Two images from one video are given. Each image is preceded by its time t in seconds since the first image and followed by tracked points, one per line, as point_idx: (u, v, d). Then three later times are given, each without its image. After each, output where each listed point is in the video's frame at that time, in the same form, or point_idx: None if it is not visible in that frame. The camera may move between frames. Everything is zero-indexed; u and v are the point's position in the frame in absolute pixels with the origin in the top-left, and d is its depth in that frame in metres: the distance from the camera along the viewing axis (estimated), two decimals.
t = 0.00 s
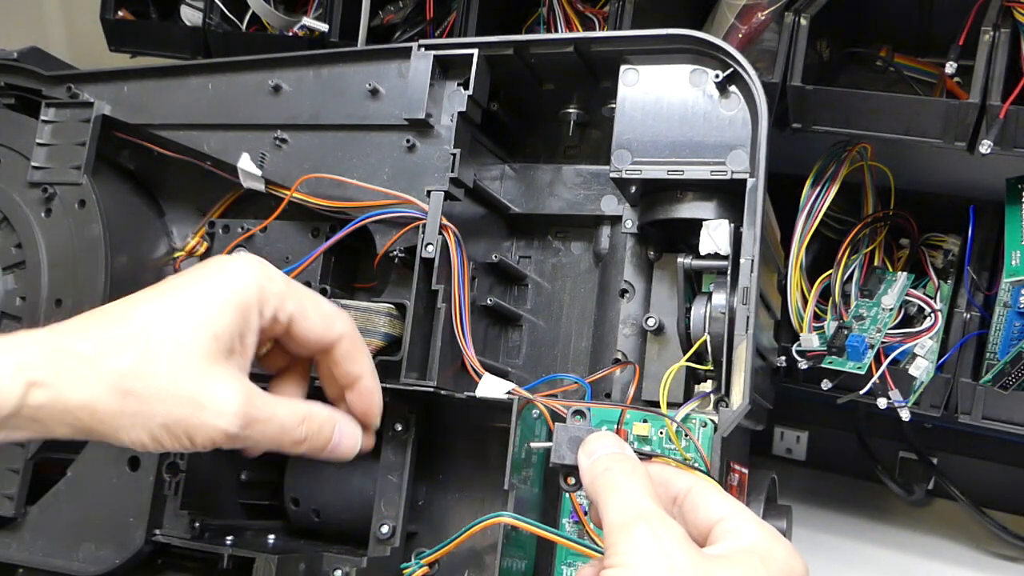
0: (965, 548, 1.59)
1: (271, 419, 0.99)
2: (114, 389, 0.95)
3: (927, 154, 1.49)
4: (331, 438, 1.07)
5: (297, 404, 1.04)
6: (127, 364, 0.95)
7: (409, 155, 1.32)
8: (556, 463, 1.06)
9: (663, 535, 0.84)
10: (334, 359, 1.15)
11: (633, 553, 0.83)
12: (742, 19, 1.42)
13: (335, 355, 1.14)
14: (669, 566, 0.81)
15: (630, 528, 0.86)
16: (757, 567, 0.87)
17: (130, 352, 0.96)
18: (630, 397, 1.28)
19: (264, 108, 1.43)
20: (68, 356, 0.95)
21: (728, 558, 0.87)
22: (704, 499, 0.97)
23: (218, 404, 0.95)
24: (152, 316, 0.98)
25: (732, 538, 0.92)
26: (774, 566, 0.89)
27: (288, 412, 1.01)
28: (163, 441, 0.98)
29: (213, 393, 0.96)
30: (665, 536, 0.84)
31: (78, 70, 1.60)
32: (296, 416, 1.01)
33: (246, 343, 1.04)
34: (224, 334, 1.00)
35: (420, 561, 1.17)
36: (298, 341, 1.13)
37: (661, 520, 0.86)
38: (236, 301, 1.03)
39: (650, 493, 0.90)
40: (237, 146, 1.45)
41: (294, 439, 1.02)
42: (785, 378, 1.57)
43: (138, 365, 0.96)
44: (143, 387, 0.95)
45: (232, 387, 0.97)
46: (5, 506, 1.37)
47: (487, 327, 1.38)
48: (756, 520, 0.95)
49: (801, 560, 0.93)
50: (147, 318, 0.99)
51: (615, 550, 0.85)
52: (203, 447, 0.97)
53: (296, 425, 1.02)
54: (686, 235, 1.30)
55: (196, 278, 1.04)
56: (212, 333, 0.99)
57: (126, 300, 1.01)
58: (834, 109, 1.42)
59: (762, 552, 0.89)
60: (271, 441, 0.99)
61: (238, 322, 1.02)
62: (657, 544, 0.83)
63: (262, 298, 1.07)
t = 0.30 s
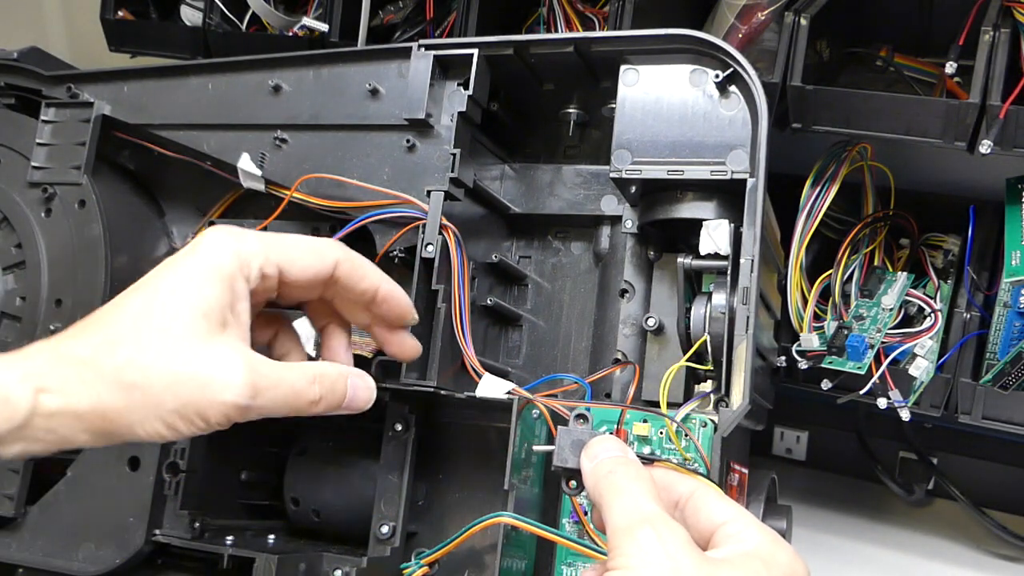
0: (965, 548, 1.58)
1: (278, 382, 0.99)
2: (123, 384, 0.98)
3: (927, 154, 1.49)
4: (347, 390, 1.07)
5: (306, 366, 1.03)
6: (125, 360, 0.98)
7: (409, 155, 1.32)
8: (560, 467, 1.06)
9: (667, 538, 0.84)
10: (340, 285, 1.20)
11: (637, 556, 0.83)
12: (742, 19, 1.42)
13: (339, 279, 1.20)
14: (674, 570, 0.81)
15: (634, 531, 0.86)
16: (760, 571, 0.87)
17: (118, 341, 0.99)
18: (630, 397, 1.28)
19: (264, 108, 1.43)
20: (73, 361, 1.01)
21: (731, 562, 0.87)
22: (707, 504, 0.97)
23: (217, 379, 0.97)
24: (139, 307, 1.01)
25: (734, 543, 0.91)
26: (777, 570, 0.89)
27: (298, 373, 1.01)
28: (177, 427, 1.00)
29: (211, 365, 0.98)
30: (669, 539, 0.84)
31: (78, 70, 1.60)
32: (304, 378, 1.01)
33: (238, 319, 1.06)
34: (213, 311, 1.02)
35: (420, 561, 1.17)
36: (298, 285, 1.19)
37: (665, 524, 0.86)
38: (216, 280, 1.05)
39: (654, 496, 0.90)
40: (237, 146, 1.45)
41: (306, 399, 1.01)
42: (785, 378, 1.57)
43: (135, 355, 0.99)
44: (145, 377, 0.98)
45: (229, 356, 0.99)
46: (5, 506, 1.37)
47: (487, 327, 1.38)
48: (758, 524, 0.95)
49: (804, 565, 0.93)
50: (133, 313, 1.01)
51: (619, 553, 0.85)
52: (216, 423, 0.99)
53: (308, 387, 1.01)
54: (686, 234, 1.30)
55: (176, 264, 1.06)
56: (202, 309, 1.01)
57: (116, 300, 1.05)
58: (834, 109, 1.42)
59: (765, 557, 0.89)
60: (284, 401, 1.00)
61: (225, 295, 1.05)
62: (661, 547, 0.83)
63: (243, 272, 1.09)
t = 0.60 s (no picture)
0: (964, 548, 1.58)
1: (301, 325, 0.96)
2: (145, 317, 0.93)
3: (927, 154, 1.49)
4: (366, 325, 1.04)
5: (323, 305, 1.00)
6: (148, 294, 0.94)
7: (409, 155, 1.32)
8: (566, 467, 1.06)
9: (674, 538, 0.84)
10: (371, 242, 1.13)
11: (643, 556, 0.83)
12: (742, 19, 1.42)
13: (371, 236, 1.12)
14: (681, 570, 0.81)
15: (640, 530, 0.85)
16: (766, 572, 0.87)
17: (139, 275, 0.94)
18: (630, 397, 1.28)
19: (264, 108, 1.43)
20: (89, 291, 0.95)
21: (737, 563, 0.87)
22: (712, 505, 0.97)
23: (241, 321, 0.94)
24: (163, 241, 0.96)
25: (739, 543, 0.92)
26: (783, 572, 0.88)
27: (319, 315, 0.98)
28: (196, 371, 0.96)
29: (235, 310, 0.94)
30: (675, 539, 0.84)
31: (78, 70, 1.60)
32: (327, 321, 0.99)
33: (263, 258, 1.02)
34: (239, 251, 0.98)
35: (420, 562, 1.17)
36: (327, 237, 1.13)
37: (672, 524, 0.86)
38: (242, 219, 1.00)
39: (660, 496, 0.89)
40: (237, 146, 1.45)
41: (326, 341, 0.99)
42: (785, 378, 1.57)
43: (158, 289, 0.94)
44: (169, 312, 0.93)
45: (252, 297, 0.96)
46: (5, 506, 1.37)
47: (487, 327, 1.38)
48: (764, 526, 0.95)
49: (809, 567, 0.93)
50: (155, 247, 0.96)
51: (625, 553, 0.85)
52: (236, 369, 0.96)
53: (329, 328, 0.99)
54: (686, 235, 1.30)
55: (203, 199, 1.02)
56: (230, 247, 0.97)
57: (135, 233, 0.99)
58: (834, 108, 1.42)
59: (770, 558, 0.89)
60: (305, 340, 0.96)
61: (253, 236, 1.00)
62: (668, 546, 0.83)
63: (273, 214, 1.05)
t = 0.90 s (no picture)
0: (963, 548, 1.59)
1: None
2: None
3: (927, 155, 1.49)
4: None
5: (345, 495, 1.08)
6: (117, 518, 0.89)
7: (409, 155, 1.32)
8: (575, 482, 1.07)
9: (685, 552, 0.83)
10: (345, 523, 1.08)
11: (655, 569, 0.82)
12: (743, 19, 1.42)
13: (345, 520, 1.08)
14: None
15: (651, 545, 0.85)
16: None
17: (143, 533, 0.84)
18: (630, 397, 1.28)
19: (264, 108, 1.43)
20: (68, 535, 0.80)
21: None
22: (721, 522, 0.97)
23: None
24: (166, 496, 0.88)
25: (749, 561, 0.91)
26: None
27: (338, 526, 1.03)
28: None
29: None
30: (687, 553, 0.83)
31: (78, 70, 1.60)
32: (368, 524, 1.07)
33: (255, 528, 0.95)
34: (231, 526, 0.90)
35: (420, 561, 1.15)
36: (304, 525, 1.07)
37: (683, 539, 0.85)
38: (225, 512, 0.90)
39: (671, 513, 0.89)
40: (237, 146, 1.45)
41: None
42: (785, 378, 1.57)
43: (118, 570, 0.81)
44: None
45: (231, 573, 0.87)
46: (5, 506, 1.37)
47: (487, 327, 1.38)
48: (774, 543, 0.94)
49: None
50: (165, 493, 0.89)
51: (636, 566, 0.84)
52: None
53: None
54: (686, 236, 1.32)
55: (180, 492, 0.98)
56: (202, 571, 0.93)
57: (140, 475, 0.91)
58: (834, 108, 1.42)
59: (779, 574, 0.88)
60: (331, 551, 1.07)
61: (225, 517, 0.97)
62: (679, 561, 0.82)
63: None
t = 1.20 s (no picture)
0: (963, 548, 1.59)
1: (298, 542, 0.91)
2: (137, 479, 0.86)
3: (927, 155, 1.49)
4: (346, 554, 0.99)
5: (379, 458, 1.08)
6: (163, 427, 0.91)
7: (409, 155, 1.32)
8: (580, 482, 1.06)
9: (691, 553, 0.83)
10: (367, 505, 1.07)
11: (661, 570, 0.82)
12: (743, 19, 1.42)
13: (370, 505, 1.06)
14: None
15: (657, 546, 0.85)
16: None
17: (191, 441, 0.89)
18: (630, 397, 1.28)
19: (263, 108, 1.43)
20: (126, 429, 0.87)
21: None
22: (726, 525, 0.96)
23: (252, 513, 0.87)
24: (219, 421, 0.91)
25: (754, 563, 0.91)
26: None
27: (372, 489, 1.03)
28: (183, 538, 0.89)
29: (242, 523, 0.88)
30: (693, 554, 0.83)
31: (78, 70, 1.60)
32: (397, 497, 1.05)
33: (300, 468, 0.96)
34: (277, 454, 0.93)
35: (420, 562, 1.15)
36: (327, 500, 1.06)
37: (689, 540, 0.85)
38: (274, 440, 0.92)
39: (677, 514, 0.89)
40: (237, 146, 1.45)
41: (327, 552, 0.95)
42: (785, 378, 1.57)
43: (166, 470, 0.87)
44: (153, 479, 0.87)
45: (267, 503, 0.89)
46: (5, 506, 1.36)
47: (487, 327, 1.38)
48: (780, 546, 0.94)
49: None
50: (219, 412, 0.93)
51: (642, 568, 0.84)
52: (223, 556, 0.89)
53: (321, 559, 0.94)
54: (686, 235, 1.31)
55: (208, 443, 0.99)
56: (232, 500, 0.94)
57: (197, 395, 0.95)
58: (834, 108, 1.42)
59: None
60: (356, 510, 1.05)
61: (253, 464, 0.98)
62: (685, 561, 0.82)
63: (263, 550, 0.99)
